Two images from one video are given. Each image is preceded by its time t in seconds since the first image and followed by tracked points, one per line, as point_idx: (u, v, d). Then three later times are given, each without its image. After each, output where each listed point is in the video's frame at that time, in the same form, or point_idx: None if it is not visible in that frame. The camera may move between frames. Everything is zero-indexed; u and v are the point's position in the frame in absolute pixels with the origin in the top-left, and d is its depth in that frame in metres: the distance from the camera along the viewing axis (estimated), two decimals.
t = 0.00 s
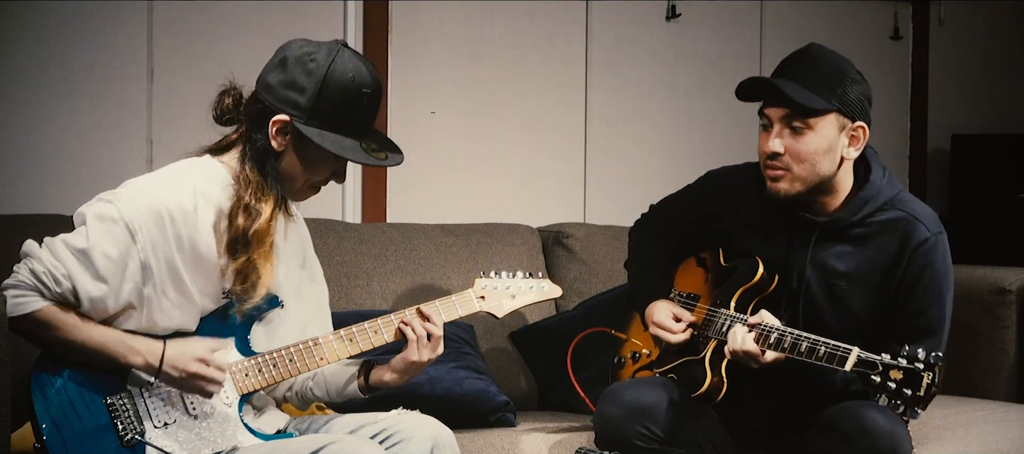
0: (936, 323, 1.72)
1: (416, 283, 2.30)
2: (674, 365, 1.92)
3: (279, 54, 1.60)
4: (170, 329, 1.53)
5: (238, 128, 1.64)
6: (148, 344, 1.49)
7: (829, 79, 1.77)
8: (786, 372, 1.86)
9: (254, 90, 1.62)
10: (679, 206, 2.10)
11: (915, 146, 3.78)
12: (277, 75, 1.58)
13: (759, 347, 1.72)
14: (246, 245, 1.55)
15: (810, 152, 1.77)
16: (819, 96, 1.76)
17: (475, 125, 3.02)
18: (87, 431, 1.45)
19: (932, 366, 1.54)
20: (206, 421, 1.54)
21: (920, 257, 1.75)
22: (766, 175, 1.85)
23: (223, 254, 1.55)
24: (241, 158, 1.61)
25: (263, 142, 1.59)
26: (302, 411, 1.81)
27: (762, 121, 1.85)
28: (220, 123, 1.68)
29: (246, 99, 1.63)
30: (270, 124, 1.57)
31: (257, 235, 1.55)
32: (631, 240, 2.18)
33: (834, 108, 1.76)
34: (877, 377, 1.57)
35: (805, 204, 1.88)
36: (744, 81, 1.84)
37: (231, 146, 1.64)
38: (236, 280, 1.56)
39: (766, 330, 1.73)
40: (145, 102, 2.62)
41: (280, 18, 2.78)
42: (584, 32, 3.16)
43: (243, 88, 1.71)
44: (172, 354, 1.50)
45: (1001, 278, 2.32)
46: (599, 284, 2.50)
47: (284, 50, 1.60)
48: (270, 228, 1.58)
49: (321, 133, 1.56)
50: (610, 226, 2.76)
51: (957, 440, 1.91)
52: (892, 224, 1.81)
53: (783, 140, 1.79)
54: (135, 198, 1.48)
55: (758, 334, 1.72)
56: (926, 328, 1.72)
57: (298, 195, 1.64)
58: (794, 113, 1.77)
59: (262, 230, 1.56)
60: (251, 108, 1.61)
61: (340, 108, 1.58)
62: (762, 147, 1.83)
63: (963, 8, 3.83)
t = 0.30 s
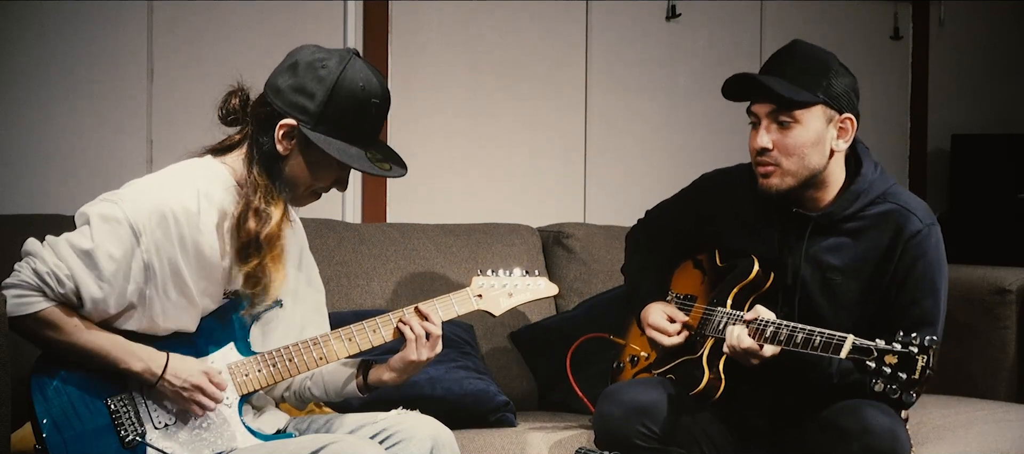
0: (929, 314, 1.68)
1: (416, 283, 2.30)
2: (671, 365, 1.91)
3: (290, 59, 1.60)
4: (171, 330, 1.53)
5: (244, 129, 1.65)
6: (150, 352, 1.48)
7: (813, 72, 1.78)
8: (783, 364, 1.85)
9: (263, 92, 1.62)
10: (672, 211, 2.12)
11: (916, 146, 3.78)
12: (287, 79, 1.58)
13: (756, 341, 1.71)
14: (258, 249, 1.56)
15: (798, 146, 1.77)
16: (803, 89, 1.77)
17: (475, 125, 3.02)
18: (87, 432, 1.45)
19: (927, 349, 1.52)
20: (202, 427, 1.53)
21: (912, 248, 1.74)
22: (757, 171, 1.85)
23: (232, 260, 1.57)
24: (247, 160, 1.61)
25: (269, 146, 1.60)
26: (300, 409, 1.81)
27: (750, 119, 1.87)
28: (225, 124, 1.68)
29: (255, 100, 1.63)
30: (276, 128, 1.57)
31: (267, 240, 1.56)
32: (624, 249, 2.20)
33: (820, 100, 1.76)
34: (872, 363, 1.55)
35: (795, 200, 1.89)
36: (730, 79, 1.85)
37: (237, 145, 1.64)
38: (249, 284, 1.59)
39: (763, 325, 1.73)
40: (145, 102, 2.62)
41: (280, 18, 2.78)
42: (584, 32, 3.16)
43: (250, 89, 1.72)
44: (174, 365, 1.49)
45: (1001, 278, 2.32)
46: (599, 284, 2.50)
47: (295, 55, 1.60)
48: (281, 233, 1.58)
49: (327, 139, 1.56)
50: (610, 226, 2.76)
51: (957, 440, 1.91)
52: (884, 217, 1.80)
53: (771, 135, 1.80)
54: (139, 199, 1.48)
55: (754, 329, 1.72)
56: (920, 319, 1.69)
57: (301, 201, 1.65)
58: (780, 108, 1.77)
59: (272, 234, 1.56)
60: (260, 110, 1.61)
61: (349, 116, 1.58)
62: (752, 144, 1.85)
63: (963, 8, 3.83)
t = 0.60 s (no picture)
0: (927, 309, 1.68)
1: (416, 283, 2.30)
2: (670, 365, 1.91)
3: (293, 54, 1.61)
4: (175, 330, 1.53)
5: (244, 125, 1.65)
6: (152, 352, 1.48)
7: (807, 67, 1.79)
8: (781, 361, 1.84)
9: (262, 87, 1.62)
10: (671, 212, 2.12)
11: (915, 146, 3.78)
12: (289, 74, 1.58)
13: (756, 339, 1.71)
14: (265, 244, 1.58)
15: (794, 140, 1.77)
16: (799, 84, 1.77)
17: (475, 125, 3.02)
18: (88, 429, 1.45)
19: (928, 341, 1.51)
20: (203, 427, 1.53)
21: (909, 243, 1.74)
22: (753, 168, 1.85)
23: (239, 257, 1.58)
24: (248, 157, 1.61)
25: (268, 139, 1.60)
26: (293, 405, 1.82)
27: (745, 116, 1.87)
28: (225, 117, 1.68)
29: (255, 96, 1.63)
30: (276, 122, 1.57)
31: (274, 233, 1.57)
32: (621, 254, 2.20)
33: (815, 94, 1.76)
34: (873, 356, 1.55)
35: (790, 197, 1.89)
36: (726, 74, 1.86)
37: (238, 141, 1.64)
38: (257, 280, 1.61)
39: (762, 323, 1.73)
40: (145, 102, 2.62)
41: (280, 17, 2.78)
42: (584, 32, 3.16)
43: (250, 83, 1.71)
44: (175, 366, 1.49)
45: (1001, 278, 2.32)
46: (599, 284, 2.50)
47: (298, 51, 1.61)
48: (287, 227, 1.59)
49: (328, 136, 1.56)
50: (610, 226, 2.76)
51: (958, 440, 1.91)
52: (880, 212, 1.80)
53: (767, 130, 1.80)
54: (139, 199, 1.48)
55: (753, 327, 1.73)
56: (918, 313, 1.68)
57: (298, 196, 1.66)
58: (776, 103, 1.78)
59: (279, 228, 1.57)
60: (260, 105, 1.61)
61: (350, 112, 1.58)
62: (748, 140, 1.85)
63: (963, 8, 3.83)
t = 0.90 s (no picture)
0: (928, 305, 1.68)
1: (416, 283, 2.30)
2: (670, 365, 1.91)
3: (292, 57, 1.62)
4: (175, 329, 1.53)
5: (244, 127, 1.65)
6: (154, 351, 1.49)
7: (806, 65, 1.79)
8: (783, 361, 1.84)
9: (263, 91, 1.63)
10: (671, 211, 2.12)
11: (915, 146, 3.78)
12: (288, 77, 1.59)
13: (754, 337, 1.71)
14: (253, 246, 1.56)
15: (792, 137, 1.77)
16: (797, 82, 1.77)
17: (475, 125, 3.02)
18: (88, 431, 1.45)
19: (927, 336, 1.51)
20: (203, 428, 1.53)
21: (908, 240, 1.74)
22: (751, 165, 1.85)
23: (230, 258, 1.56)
24: (248, 160, 1.61)
25: (272, 143, 1.61)
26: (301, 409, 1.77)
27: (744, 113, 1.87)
28: (226, 121, 1.68)
29: (256, 100, 1.64)
30: (278, 126, 1.58)
31: (264, 235, 1.56)
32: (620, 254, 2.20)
33: (813, 92, 1.77)
34: (871, 352, 1.55)
35: (789, 195, 1.89)
36: (726, 69, 1.86)
37: (237, 144, 1.64)
38: (246, 282, 1.57)
39: (759, 321, 1.73)
40: (145, 102, 2.62)
41: (280, 17, 2.78)
42: (584, 32, 3.16)
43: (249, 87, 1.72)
44: (177, 365, 1.50)
45: (1002, 278, 2.32)
46: (599, 284, 2.50)
47: (297, 53, 1.61)
48: (279, 230, 1.58)
49: (330, 137, 1.57)
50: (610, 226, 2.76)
51: (958, 440, 1.91)
52: (879, 209, 1.80)
53: (765, 126, 1.80)
54: (141, 198, 1.47)
55: (751, 325, 1.73)
56: (918, 310, 1.68)
57: (302, 198, 1.66)
58: (774, 100, 1.78)
59: (270, 230, 1.56)
60: (261, 109, 1.62)
61: (349, 112, 1.59)
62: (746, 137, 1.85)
63: (963, 8, 3.83)
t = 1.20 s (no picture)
0: (929, 303, 1.68)
1: (416, 283, 2.30)
2: (670, 365, 1.92)
3: (279, 58, 1.60)
4: (175, 328, 1.53)
5: (242, 135, 1.64)
6: (156, 349, 1.48)
7: (809, 61, 1.79)
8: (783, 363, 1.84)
9: (255, 100, 1.62)
10: (671, 209, 2.12)
11: (915, 146, 3.78)
12: (281, 81, 1.58)
13: (755, 336, 1.71)
14: (280, 253, 1.58)
15: (795, 134, 1.77)
16: (800, 78, 1.77)
17: (475, 125, 3.02)
18: (88, 431, 1.45)
19: (929, 334, 1.51)
20: (203, 428, 1.53)
21: (909, 239, 1.74)
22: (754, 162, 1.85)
23: (256, 263, 1.59)
24: (254, 167, 1.60)
25: (279, 147, 1.60)
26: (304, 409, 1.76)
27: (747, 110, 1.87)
28: (220, 133, 1.67)
29: (249, 107, 1.63)
30: (284, 130, 1.58)
31: (288, 241, 1.58)
32: (620, 254, 2.20)
33: (816, 88, 1.77)
34: (873, 350, 1.55)
35: (789, 191, 1.89)
36: (729, 66, 1.86)
37: (237, 150, 1.63)
38: (273, 289, 1.63)
39: (761, 320, 1.73)
40: (145, 102, 2.62)
41: (280, 17, 2.78)
42: (584, 32, 3.16)
43: (239, 97, 1.71)
44: (180, 363, 1.50)
45: (1001, 278, 2.32)
46: (599, 284, 2.49)
47: (283, 54, 1.59)
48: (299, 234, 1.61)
49: (337, 129, 1.59)
50: (610, 226, 2.76)
51: (958, 440, 1.91)
52: (880, 207, 1.80)
53: (768, 123, 1.80)
54: (143, 197, 1.47)
55: (752, 324, 1.73)
56: (919, 308, 1.68)
57: (318, 194, 1.67)
58: (778, 96, 1.78)
59: (293, 236, 1.59)
60: (257, 117, 1.61)
61: (350, 104, 1.60)
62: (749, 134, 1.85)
63: (963, 8, 3.83)
